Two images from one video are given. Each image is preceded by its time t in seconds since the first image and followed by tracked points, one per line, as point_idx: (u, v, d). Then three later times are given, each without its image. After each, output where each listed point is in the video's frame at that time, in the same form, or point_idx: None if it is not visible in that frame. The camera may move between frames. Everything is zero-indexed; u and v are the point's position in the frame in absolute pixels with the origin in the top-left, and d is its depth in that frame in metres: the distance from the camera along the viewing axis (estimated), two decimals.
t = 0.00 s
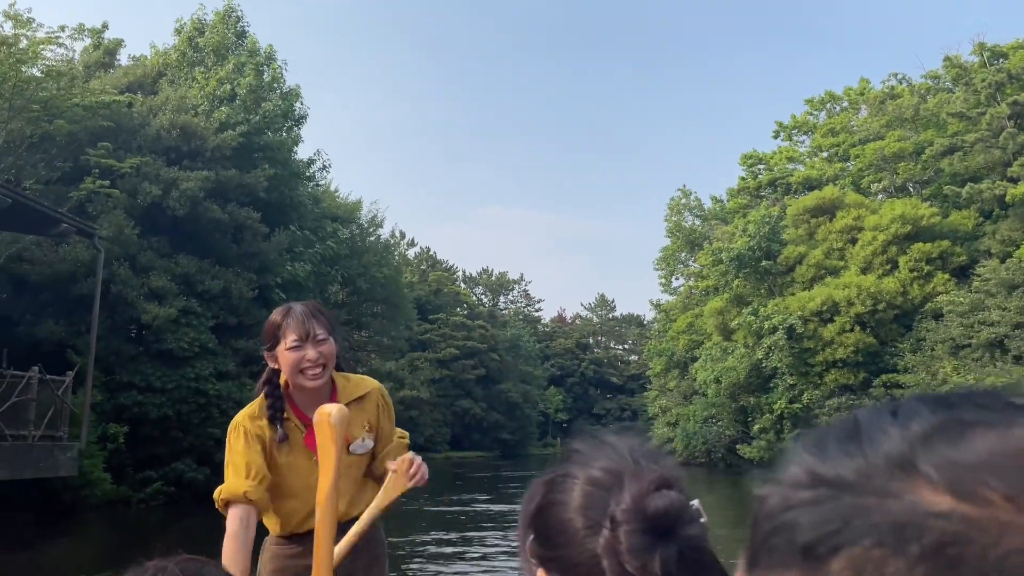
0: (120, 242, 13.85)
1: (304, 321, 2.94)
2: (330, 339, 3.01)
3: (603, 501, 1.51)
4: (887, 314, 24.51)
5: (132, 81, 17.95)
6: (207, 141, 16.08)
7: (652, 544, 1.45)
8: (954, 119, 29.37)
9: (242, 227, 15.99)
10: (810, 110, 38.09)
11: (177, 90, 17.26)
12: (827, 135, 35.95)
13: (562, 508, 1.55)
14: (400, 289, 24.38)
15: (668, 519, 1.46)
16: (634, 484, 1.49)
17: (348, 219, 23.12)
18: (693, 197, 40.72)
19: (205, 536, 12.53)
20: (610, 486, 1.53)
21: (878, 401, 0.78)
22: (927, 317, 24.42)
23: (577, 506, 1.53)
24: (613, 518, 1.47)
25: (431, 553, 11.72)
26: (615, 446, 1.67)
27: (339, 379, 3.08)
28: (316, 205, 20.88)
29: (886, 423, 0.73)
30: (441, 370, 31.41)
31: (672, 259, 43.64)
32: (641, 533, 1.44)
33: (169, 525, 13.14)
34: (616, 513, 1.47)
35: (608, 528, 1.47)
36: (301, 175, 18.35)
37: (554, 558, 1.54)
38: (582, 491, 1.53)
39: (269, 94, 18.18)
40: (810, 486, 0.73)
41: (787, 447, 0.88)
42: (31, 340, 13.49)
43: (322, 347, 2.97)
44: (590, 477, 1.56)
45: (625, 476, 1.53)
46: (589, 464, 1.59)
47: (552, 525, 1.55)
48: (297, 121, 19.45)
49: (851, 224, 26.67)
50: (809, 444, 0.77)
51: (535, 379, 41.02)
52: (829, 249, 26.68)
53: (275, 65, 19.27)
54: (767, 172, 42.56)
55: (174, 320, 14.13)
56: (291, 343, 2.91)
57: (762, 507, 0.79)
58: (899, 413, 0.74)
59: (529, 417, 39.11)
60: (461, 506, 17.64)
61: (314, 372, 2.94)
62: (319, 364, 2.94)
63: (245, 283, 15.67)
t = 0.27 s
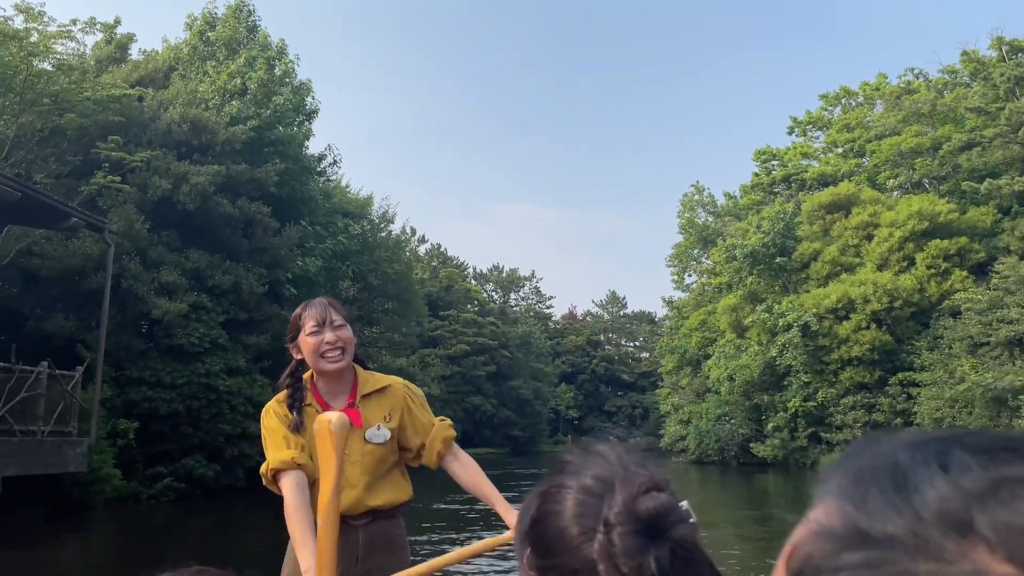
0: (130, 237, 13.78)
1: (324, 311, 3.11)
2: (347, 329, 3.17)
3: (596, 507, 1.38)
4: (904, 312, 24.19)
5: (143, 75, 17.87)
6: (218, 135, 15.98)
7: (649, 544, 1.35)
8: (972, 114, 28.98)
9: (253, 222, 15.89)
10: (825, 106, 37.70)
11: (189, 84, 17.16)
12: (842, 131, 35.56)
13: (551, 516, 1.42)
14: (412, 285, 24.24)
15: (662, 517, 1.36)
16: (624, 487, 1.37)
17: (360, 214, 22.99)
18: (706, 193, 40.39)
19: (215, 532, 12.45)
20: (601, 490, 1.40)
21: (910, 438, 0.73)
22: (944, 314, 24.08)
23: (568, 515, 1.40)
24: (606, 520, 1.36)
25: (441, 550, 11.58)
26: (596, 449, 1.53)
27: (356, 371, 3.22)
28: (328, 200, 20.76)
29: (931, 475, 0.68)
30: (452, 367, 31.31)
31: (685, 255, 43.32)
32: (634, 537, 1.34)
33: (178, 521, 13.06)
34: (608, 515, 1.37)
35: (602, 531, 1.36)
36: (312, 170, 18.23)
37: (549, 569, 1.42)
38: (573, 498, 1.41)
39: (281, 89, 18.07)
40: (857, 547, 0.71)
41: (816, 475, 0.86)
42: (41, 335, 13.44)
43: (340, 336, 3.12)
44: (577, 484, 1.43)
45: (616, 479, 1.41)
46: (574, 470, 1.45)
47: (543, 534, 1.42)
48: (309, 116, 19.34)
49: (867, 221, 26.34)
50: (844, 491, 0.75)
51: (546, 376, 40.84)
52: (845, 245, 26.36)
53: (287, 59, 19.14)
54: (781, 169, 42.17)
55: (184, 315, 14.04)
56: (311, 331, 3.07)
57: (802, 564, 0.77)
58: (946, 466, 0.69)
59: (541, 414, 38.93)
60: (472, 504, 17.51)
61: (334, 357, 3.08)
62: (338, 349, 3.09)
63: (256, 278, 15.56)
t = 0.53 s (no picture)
0: (140, 229, 13.66)
1: (355, 303, 3.05)
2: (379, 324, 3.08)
3: (583, 507, 1.48)
4: (923, 307, 23.80)
5: (154, 66, 17.72)
6: (229, 126, 15.83)
7: (635, 539, 1.43)
8: (993, 105, 28.41)
9: (264, 213, 15.74)
10: (842, 98, 37.14)
11: (199, 75, 17.01)
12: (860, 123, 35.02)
13: (541, 516, 1.51)
14: (423, 278, 24.01)
15: (648, 513, 1.44)
16: (610, 483, 1.47)
17: (371, 207, 22.79)
18: (721, 187, 39.91)
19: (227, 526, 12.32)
20: (587, 488, 1.50)
21: (946, 435, 0.78)
22: (964, 309, 23.67)
23: (555, 516, 1.49)
24: (596, 517, 1.44)
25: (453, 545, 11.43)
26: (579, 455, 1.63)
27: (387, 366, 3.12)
28: (339, 192, 20.56)
29: (973, 477, 0.73)
30: (464, 362, 31.07)
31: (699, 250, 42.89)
32: (623, 529, 1.42)
33: (189, 515, 12.95)
34: (599, 512, 1.44)
35: (593, 527, 1.44)
36: (323, 161, 18.05)
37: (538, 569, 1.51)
38: (560, 497, 1.50)
39: (291, 80, 17.86)
40: (889, 550, 0.77)
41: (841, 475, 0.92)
42: (51, 327, 13.34)
43: (367, 328, 3.04)
44: (564, 483, 1.52)
45: (604, 478, 1.50)
46: (560, 472, 1.56)
47: (534, 533, 1.52)
48: (319, 107, 19.11)
49: (886, 214, 25.92)
50: (876, 488, 0.81)
51: (558, 371, 40.54)
52: (863, 239, 25.94)
53: (298, 50, 18.94)
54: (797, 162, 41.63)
55: (194, 307, 13.92)
56: (338, 320, 3.01)
57: (833, 570, 0.82)
58: (992, 465, 0.73)
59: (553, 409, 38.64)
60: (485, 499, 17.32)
61: (359, 349, 3.03)
62: (363, 341, 3.02)
63: (267, 270, 15.43)
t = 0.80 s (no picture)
0: (146, 221, 13.56)
1: (314, 314, 2.84)
2: (343, 332, 2.82)
3: (587, 515, 1.37)
4: (938, 300, 23.53)
5: (162, 58, 17.60)
6: (237, 117, 15.71)
7: (648, 545, 1.34)
8: (1010, 95, 28.05)
9: (272, 205, 15.62)
10: (855, 89, 36.76)
11: (207, 66, 16.88)
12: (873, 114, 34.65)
13: (543, 528, 1.40)
14: (433, 272, 23.88)
15: (660, 519, 1.35)
16: (621, 488, 1.37)
17: (380, 200, 22.64)
18: (733, 179, 39.59)
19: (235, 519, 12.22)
20: (590, 496, 1.40)
21: (963, 473, 0.86)
22: (980, 302, 23.39)
23: (556, 525, 1.39)
24: (606, 525, 1.34)
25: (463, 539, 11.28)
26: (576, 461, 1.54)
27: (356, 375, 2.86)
28: (348, 185, 20.41)
29: (985, 505, 0.82)
30: (474, 355, 30.99)
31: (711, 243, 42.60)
32: (637, 535, 1.33)
33: (196, 509, 12.85)
34: (608, 519, 1.34)
35: (601, 536, 1.34)
36: (332, 153, 17.90)
37: None
38: (564, 507, 1.39)
39: (301, 71, 17.74)
40: (904, 573, 0.86)
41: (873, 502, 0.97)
42: (59, 320, 13.29)
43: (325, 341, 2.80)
44: (567, 493, 1.41)
45: (608, 485, 1.39)
46: (559, 479, 1.45)
47: (535, 547, 1.41)
48: (329, 99, 18.97)
49: (900, 206, 25.64)
50: (895, 520, 0.89)
51: (568, 365, 40.35)
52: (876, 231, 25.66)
53: (306, 41, 18.78)
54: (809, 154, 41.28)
55: (201, 300, 13.81)
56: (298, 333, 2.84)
57: None
58: (998, 499, 0.82)
59: (563, 403, 38.47)
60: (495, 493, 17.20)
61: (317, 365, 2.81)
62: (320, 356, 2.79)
63: (275, 263, 15.31)
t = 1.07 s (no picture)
0: (151, 212, 13.45)
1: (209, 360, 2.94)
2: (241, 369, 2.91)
3: (633, 492, 1.47)
4: (950, 290, 23.29)
5: (166, 47, 17.44)
6: (242, 107, 15.55)
7: (699, 518, 1.44)
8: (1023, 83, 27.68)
9: (278, 196, 15.47)
10: (865, 78, 36.37)
11: (212, 55, 16.73)
12: (884, 104, 34.26)
13: (588, 506, 1.49)
14: (440, 263, 23.72)
15: (711, 494, 1.44)
16: (668, 465, 1.48)
17: (386, 191, 22.45)
18: (742, 170, 39.30)
19: (243, 511, 12.14)
20: (636, 474, 1.49)
21: None
22: (994, 293, 23.14)
23: (601, 504, 1.48)
24: (656, 496, 1.44)
25: (472, 531, 11.20)
26: (615, 444, 1.63)
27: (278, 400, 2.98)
28: (354, 176, 20.24)
29: None
30: (481, 348, 30.82)
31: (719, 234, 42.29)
32: (689, 506, 1.43)
33: (202, 502, 12.76)
34: (660, 491, 1.44)
35: (649, 510, 1.44)
36: (338, 144, 17.74)
37: (588, 560, 1.49)
38: (610, 484, 1.49)
39: (306, 60, 17.56)
40: (984, 553, 0.98)
41: (944, 490, 1.10)
42: (65, 312, 13.22)
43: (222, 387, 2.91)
44: (613, 472, 1.51)
45: (652, 464, 1.50)
46: (602, 462, 1.54)
47: (579, 524, 1.50)
48: (334, 89, 18.78)
49: (912, 196, 25.40)
50: (972, 504, 1.01)
51: (576, 357, 40.12)
52: (888, 221, 25.41)
53: (311, 29, 18.58)
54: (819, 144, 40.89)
55: (207, 292, 13.70)
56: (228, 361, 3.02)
57: (927, 567, 1.03)
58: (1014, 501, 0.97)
59: (570, 395, 38.28)
60: (504, 486, 17.10)
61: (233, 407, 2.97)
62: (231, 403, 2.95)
63: (281, 254, 15.19)
